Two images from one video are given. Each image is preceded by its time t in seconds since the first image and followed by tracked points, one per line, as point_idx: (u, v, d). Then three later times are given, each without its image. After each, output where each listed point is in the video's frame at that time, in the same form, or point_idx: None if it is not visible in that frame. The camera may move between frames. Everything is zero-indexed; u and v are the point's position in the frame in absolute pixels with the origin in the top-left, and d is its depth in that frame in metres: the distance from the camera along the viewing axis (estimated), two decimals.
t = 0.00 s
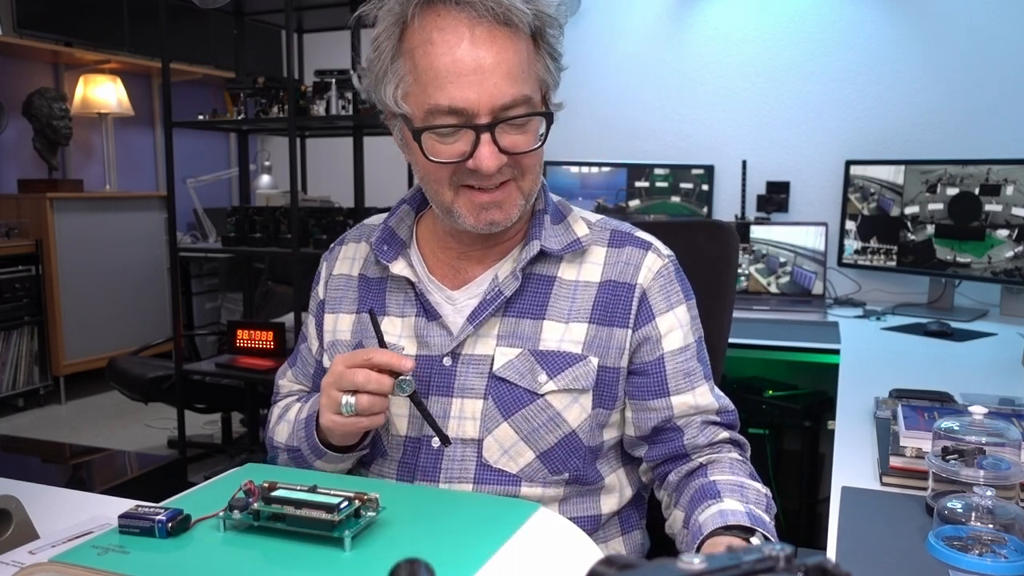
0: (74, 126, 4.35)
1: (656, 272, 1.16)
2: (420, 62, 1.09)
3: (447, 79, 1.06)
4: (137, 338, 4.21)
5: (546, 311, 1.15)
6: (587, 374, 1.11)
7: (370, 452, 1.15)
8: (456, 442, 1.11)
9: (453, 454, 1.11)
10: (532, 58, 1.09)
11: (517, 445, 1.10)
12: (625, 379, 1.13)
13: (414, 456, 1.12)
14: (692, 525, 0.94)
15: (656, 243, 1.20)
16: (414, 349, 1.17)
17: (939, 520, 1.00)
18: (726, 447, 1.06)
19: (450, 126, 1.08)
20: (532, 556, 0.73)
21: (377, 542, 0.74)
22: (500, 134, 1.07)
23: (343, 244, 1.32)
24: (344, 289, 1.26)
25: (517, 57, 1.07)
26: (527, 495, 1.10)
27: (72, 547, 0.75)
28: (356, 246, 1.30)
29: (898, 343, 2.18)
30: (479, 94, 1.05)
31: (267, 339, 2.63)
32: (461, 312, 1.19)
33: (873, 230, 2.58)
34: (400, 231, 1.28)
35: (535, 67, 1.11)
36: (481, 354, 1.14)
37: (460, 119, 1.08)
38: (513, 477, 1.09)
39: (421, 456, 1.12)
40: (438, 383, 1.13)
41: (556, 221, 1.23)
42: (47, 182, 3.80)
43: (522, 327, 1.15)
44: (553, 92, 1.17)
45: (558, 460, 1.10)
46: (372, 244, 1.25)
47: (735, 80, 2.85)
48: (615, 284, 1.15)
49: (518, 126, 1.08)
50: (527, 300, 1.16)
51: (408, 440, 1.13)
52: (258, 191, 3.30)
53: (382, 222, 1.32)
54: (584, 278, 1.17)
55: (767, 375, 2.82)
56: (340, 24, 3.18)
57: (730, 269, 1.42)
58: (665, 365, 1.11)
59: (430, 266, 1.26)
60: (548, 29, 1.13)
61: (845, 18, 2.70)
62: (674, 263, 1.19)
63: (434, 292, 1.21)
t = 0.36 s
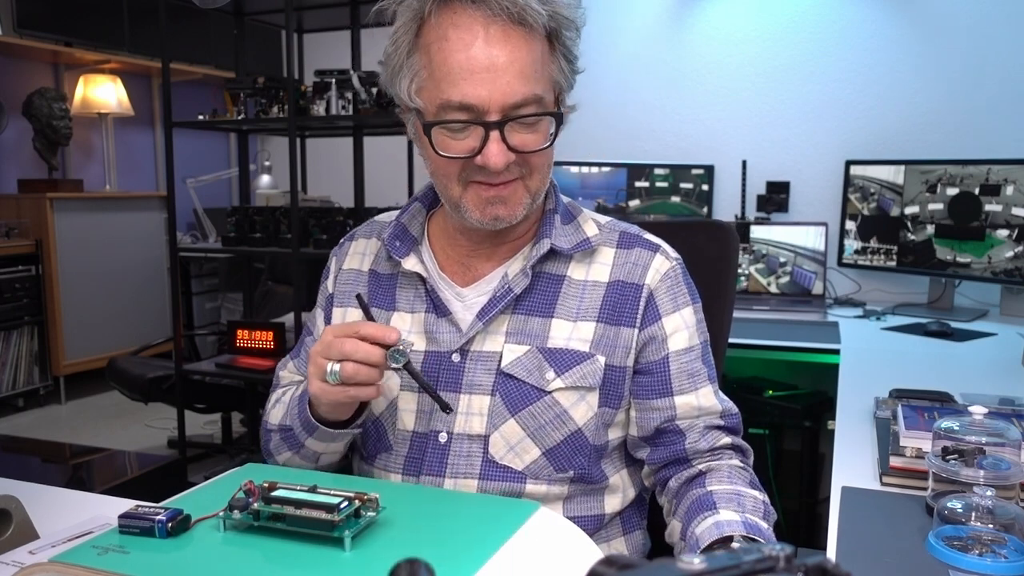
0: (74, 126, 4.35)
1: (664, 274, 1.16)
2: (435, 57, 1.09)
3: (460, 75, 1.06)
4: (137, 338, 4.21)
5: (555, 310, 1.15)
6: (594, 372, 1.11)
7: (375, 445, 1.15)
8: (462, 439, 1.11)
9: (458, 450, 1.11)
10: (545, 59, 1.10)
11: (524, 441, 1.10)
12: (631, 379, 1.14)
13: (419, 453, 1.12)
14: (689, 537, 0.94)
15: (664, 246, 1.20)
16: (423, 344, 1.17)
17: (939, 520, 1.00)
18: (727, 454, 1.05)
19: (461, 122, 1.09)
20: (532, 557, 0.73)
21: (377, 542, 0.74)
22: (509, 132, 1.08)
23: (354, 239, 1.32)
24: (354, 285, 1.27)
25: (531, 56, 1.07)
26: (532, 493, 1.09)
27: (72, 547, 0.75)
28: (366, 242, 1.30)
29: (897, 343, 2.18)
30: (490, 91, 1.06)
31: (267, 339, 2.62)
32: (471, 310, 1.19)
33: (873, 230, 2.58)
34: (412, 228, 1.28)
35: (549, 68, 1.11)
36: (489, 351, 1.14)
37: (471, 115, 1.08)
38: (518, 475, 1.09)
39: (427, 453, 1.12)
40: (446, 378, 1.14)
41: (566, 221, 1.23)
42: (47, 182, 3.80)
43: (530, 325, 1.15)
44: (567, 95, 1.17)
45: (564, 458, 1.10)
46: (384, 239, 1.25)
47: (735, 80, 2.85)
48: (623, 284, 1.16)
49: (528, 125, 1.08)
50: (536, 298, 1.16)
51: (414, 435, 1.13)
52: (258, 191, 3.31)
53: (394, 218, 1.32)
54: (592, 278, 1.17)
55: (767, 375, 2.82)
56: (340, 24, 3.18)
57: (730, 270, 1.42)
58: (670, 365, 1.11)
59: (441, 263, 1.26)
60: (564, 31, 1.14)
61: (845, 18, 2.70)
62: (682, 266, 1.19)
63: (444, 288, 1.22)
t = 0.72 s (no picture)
0: (74, 126, 4.35)
1: (675, 276, 1.16)
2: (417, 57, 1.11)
3: (431, 75, 1.08)
4: (137, 338, 4.21)
5: (566, 308, 1.16)
6: (604, 371, 1.12)
7: (381, 439, 1.15)
8: (468, 434, 1.11)
9: (465, 446, 1.11)
10: (521, 62, 1.09)
11: (531, 438, 1.10)
12: (637, 380, 1.13)
13: (426, 448, 1.12)
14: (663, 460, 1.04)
15: (676, 249, 1.20)
16: (433, 339, 1.18)
17: (939, 520, 1.00)
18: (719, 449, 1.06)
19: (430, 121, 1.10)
20: (532, 557, 0.73)
21: (377, 542, 0.74)
22: (473, 133, 1.08)
23: (366, 234, 1.33)
24: (365, 277, 1.28)
25: (501, 60, 1.07)
26: (537, 490, 1.08)
27: (72, 547, 0.75)
28: (380, 237, 1.31)
29: (897, 343, 2.18)
30: (454, 91, 1.06)
31: (267, 339, 2.62)
32: (483, 306, 1.19)
33: (873, 230, 2.58)
34: (427, 224, 1.28)
35: (526, 71, 1.10)
36: (499, 348, 1.14)
37: (439, 114, 1.09)
38: (526, 471, 1.08)
39: (434, 448, 1.12)
40: (456, 374, 1.14)
41: (579, 221, 1.24)
42: (47, 182, 3.80)
43: (541, 322, 1.15)
44: (554, 101, 1.15)
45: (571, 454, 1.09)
46: (399, 235, 1.26)
47: (736, 80, 2.85)
48: (635, 286, 1.16)
49: (493, 127, 1.08)
50: (547, 296, 1.17)
51: (423, 430, 1.13)
52: (258, 191, 3.31)
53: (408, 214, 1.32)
54: (605, 277, 1.18)
55: (767, 375, 2.82)
56: (340, 24, 3.18)
57: (730, 269, 1.41)
58: (675, 367, 1.10)
59: (454, 258, 1.27)
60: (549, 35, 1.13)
61: (845, 18, 2.70)
62: (694, 270, 1.19)
63: (456, 284, 1.22)
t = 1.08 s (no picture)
0: (74, 126, 4.35)
1: (673, 275, 1.16)
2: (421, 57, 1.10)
3: (433, 77, 1.07)
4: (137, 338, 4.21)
5: (570, 305, 1.16)
6: (607, 367, 1.12)
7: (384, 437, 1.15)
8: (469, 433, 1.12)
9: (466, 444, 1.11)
10: (523, 68, 1.08)
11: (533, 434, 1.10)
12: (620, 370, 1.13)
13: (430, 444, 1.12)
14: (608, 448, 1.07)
15: (678, 248, 1.21)
16: (440, 336, 1.18)
17: (939, 520, 1.00)
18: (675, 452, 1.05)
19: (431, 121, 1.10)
20: (532, 557, 0.73)
21: (377, 542, 0.74)
22: (472, 138, 1.08)
23: (373, 231, 1.33)
24: (373, 275, 1.28)
25: (503, 66, 1.06)
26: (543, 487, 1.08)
27: (71, 547, 0.75)
28: (387, 235, 1.31)
29: (897, 343, 2.18)
30: (455, 95, 1.05)
31: (267, 339, 2.62)
32: (488, 303, 1.19)
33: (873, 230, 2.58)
34: (435, 221, 1.28)
35: (530, 76, 1.09)
36: (504, 344, 1.15)
37: (441, 116, 1.08)
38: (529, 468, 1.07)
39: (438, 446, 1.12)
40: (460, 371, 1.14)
41: (583, 219, 1.24)
42: (47, 182, 3.80)
43: (545, 319, 1.15)
44: (557, 105, 1.14)
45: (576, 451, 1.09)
46: (407, 231, 1.27)
47: (735, 80, 2.85)
48: (635, 282, 1.16)
49: (493, 132, 1.08)
50: (552, 292, 1.17)
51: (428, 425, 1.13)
52: (258, 191, 3.31)
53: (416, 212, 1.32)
54: (607, 275, 1.18)
55: (767, 375, 2.82)
56: (340, 24, 3.18)
57: (731, 269, 1.41)
58: (649, 360, 1.10)
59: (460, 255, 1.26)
60: (556, 40, 1.12)
61: (845, 18, 2.70)
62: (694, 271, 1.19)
63: (464, 281, 1.22)
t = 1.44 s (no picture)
0: (74, 126, 4.35)
1: (662, 280, 1.16)
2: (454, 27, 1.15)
3: (467, 43, 1.11)
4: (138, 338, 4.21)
5: (558, 311, 1.16)
6: (593, 374, 1.12)
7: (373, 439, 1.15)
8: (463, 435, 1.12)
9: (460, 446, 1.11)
10: (558, 43, 1.12)
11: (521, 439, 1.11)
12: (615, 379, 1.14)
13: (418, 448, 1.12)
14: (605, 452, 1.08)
15: (668, 253, 1.21)
16: (428, 340, 1.18)
17: (939, 520, 1.00)
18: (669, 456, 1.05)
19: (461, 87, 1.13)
20: (531, 557, 0.73)
21: (378, 542, 0.74)
22: (503, 103, 1.11)
23: (365, 230, 1.33)
24: (363, 276, 1.28)
25: (540, 36, 1.10)
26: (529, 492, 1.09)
27: (71, 547, 0.75)
28: (378, 235, 1.31)
29: (898, 343, 2.18)
30: (490, 60, 1.10)
31: (267, 339, 2.62)
32: (475, 307, 1.19)
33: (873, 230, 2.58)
34: (424, 223, 1.29)
35: (561, 55, 1.14)
36: (491, 349, 1.14)
37: (471, 82, 1.12)
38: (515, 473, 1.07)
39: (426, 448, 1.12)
40: (448, 375, 1.15)
41: (573, 222, 1.23)
42: (47, 182, 3.80)
43: (533, 324, 1.15)
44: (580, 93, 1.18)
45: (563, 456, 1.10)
46: (396, 233, 1.26)
47: (735, 80, 2.85)
48: (623, 288, 1.16)
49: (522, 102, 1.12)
50: (539, 297, 1.17)
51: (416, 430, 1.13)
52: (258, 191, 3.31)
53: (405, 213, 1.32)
54: (595, 280, 1.17)
55: (767, 375, 2.82)
56: (340, 24, 3.18)
57: (730, 270, 1.41)
58: (641, 367, 1.10)
59: (450, 257, 1.27)
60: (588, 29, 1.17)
61: (844, 18, 2.70)
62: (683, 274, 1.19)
63: (451, 284, 1.22)
